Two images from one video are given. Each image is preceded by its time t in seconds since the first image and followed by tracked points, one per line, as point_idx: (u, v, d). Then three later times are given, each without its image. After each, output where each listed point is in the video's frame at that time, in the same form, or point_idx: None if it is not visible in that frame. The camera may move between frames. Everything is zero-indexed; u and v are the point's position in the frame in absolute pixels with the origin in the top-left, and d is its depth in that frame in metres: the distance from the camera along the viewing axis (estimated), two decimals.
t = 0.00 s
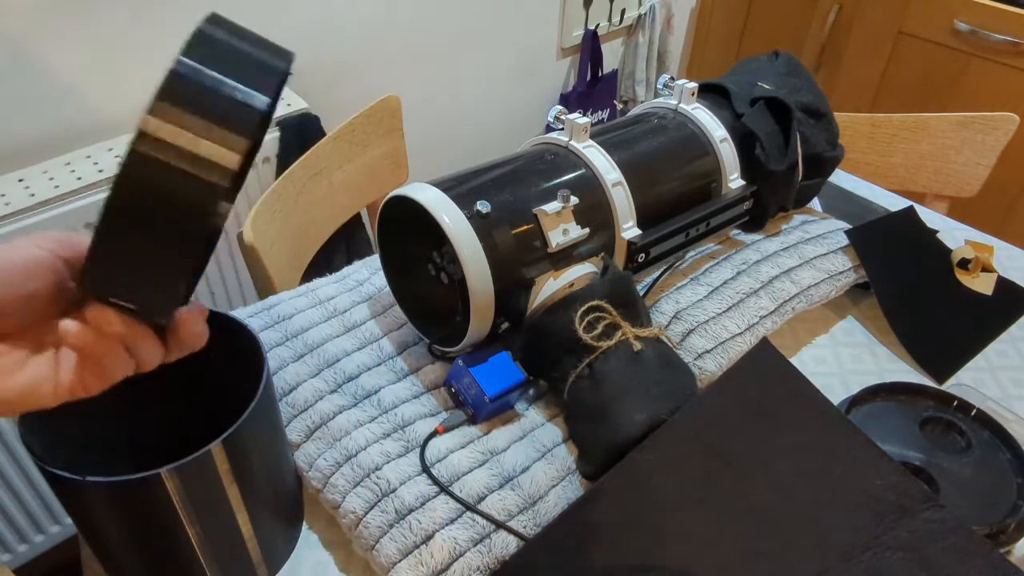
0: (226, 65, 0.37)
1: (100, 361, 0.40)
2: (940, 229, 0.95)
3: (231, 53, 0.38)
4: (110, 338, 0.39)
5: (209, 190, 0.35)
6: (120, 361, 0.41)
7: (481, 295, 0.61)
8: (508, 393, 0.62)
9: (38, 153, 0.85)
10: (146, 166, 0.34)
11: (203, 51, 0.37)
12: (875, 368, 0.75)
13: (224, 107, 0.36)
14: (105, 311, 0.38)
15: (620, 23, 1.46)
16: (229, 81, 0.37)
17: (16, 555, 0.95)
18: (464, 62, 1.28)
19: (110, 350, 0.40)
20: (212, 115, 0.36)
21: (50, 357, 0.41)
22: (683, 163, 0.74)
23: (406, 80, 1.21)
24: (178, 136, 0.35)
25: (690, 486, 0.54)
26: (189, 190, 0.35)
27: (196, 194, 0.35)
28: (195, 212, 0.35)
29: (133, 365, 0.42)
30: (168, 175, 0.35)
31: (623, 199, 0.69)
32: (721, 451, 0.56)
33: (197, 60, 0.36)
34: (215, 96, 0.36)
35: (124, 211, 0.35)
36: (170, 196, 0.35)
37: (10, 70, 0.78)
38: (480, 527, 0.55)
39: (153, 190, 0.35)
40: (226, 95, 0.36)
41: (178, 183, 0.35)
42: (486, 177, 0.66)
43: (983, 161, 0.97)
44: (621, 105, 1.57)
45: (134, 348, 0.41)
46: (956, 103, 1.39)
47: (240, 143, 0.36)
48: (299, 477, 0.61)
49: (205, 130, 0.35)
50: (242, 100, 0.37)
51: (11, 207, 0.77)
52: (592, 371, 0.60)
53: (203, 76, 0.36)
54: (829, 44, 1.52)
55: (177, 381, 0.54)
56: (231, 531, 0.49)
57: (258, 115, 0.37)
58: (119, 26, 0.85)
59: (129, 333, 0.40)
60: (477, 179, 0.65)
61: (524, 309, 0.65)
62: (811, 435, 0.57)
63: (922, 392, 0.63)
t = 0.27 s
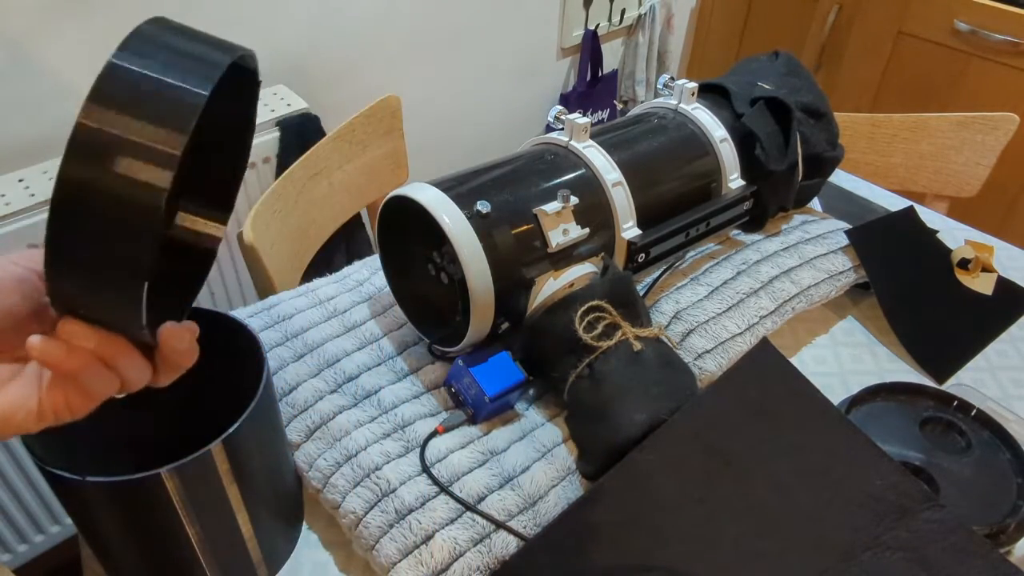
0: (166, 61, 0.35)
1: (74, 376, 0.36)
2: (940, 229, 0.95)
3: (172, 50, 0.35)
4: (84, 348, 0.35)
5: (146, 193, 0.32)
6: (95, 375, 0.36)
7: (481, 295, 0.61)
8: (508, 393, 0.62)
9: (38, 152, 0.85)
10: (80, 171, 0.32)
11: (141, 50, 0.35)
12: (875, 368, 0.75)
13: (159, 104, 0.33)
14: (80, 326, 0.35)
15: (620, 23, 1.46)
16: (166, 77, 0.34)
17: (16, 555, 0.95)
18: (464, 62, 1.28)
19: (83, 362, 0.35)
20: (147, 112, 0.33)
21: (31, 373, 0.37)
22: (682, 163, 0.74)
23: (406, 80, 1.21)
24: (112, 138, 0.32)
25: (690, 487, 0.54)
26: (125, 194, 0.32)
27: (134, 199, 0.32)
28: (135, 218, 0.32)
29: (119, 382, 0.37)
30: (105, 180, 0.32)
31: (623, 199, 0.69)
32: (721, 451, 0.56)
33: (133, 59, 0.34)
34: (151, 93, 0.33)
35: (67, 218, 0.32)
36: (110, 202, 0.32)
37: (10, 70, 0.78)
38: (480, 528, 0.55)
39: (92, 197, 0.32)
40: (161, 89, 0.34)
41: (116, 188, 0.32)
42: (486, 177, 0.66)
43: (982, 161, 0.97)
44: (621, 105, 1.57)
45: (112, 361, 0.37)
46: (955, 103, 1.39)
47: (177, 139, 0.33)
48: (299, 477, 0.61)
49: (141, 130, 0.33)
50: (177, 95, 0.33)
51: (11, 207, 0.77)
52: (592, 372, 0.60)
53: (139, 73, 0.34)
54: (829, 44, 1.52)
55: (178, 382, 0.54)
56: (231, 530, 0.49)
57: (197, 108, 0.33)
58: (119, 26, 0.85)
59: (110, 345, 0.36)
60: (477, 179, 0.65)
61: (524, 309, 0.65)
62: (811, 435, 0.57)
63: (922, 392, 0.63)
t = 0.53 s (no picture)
0: (161, 86, 0.35)
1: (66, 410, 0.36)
2: (940, 229, 0.95)
3: (167, 75, 0.36)
4: (73, 378, 0.36)
5: (141, 218, 0.32)
6: (86, 406, 0.36)
7: (481, 296, 0.61)
8: (508, 393, 0.62)
9: (38, 152, 0.85)
10: (74, 197, 0.32)
11: (137, 76, 0.35)
12: (875, 368, 0.75)
13: (154, 128, 0.34)
14: (72, 354, 0.36)
15: (620, 23, 1.46)
16: (161, 103, 0.34)
17: (15, 555, 0.95)
18: (464, 62, 1.28)
19: (74, 393, 0.36)
20: (142, 138, 0.33)
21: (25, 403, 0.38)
22: (682, 163, 0.74)
23: (406, 80, 1.21)
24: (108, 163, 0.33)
25: (690, 487, 0.54)
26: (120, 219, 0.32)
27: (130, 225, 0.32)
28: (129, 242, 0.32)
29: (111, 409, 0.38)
30: (100, 206, 0.32)
31: (623, 199, 0.69)
32: (722, 451, 0.56)
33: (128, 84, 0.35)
34: (146, 118, 0.34)
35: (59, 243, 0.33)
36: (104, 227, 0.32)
37: (10, 70, 0.78)
38: (480, 528, 0.55)
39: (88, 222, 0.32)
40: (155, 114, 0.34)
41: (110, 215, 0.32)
42: (486, 177, 0.66)
43: (982, 161, 0.97)
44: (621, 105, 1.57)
45: (102, 390, 0.37)
46: (955, 103, 1.39)
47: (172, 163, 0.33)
48: (299, 477, 0.61)
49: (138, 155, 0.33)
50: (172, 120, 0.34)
51: (11, 207, 0.77)
52: (592, 372, 0.60)
53: (135, 99, 0.34)
54: (829, 44, 1.52)
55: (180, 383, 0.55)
56: (231, 530, 0.49)
57: (191, 132, 0.34)
58: (119, 25, 0.85)
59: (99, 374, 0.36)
60: (477, 179, 0.65)
61: (524, 309, 0.65)
62: (812, 435, 0.57)
63: (922, 392, 0.63)
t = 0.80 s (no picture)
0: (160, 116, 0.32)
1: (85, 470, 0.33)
2: (939, 229, 0.95)
3: (166, 104, 0.33)
4: (87, 438, 0.33)
5: (137, 261, 0.29)
6: (104, 464, 0.34)
7: (481, 296, 0.61)
8: (508, 393, 0.62)
9: (38, 152, 0.85)
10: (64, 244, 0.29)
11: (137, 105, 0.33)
12: (875, 368, 0.75)
13: (154, 160, 0.31)
14: (81, 414, 0.33)
15: (620, 23, 1.46)
16: (162, 132, 0.32)
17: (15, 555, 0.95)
18: (464, 62, 1.28)
19: (89, 453, 0.33)
20: (138, 171, 0.30)
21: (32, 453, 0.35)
22: (682, 163, 0.74)
23: (406, 80, 1.21)
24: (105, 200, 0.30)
25: (690, 487, 0.54)
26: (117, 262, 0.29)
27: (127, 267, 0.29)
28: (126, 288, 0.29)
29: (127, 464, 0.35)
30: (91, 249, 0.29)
31: (623, 199, 0.69)
32: (721, 451, 0.56)
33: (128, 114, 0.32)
34: (146, 149, 0.31)
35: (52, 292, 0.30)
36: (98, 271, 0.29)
37: (10, 70, 0.78)
38: (480, 528, 0.55)
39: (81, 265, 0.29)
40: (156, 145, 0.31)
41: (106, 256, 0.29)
42: (485, 177, 0.66)
43: (982, 161, 0.97)
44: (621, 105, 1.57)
45: (120, 446, 0.34)
46: (955, 103, 1.39)
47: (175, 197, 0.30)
48: (299, 477, 0.61)
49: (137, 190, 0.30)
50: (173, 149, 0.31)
51: (11, 207, 0.77)
52: (592, 372, 0.60)
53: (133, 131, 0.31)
54: (829, 44, 1.53)
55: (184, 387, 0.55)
56: (232, 530, 0.49)
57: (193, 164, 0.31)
58: (119, 25, 0.85)
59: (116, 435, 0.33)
60: (477, 180, 0.65)
61: (524, 309, 0.65)
62: (811, 436, 0.57)
63: (922, 393, 0.63)
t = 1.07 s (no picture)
0: (139, 115, 0.33)
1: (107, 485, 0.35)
2: (939, 229, 0.95)
3: (145, 103, 0.33)
4: (105, 454, 0.34)
5: (123, 265, 0.29)
6: (124, 478, 0.35)
7: (481, 296, 0.61)
8: (508, 393, 0.62)
9: (38, 152, 0.85)
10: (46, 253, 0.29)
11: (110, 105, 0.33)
12: (875, 368, 0.75)
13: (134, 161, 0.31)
14: (96, 431, 0.34)
15: (620, 23, 1.46)
16: (139, 132, 0.32)
17: (16, 555, 0.95)
18: (464, 62, 1.28)
19: (109, 469, 0.34)
20: (120, 172, 0.30)
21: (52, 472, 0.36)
22: (682, 163, 0.74)
23: (406, 80, 1.21)
24: (85, 205, 0.30)
25: (690, 487, 0.54)
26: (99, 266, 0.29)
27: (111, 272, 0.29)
28: (113, 293, 0.29)
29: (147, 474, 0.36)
30: (76, 257, 0.29)
31: (623, 199, 0.69)
32: (722, 451, 0.56)
33: (101, 115, 0.32)
34: (125, 150, 0.31)
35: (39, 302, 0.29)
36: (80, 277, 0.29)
37: (10, 70, 0.79)
38: (480, 528, 0.55)
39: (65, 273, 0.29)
40: (134, 145, 0.31)
41: (88, 263, 0.29)
42: (485, 178, 0.66)
43: (982, 161, 0.97)
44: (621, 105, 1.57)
45: (139, 458, 0.35)
46: (955, 103, 1.39)
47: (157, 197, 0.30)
48: (299, 477, 0.61)
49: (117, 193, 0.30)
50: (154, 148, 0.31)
51: (11, 207, 0.77)
52: (592, 372, 0.60)
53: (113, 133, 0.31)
54: (829, 44, 1.53)
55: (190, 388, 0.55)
56: (231, 531, 0.49)
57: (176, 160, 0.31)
58: (119, 26, 0.85)
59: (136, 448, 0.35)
60: (477, 180, 0.65)
61: (524, 309, 0.65)
62: (811, 436, 0.57)
63: (922, 393, 0.63)
